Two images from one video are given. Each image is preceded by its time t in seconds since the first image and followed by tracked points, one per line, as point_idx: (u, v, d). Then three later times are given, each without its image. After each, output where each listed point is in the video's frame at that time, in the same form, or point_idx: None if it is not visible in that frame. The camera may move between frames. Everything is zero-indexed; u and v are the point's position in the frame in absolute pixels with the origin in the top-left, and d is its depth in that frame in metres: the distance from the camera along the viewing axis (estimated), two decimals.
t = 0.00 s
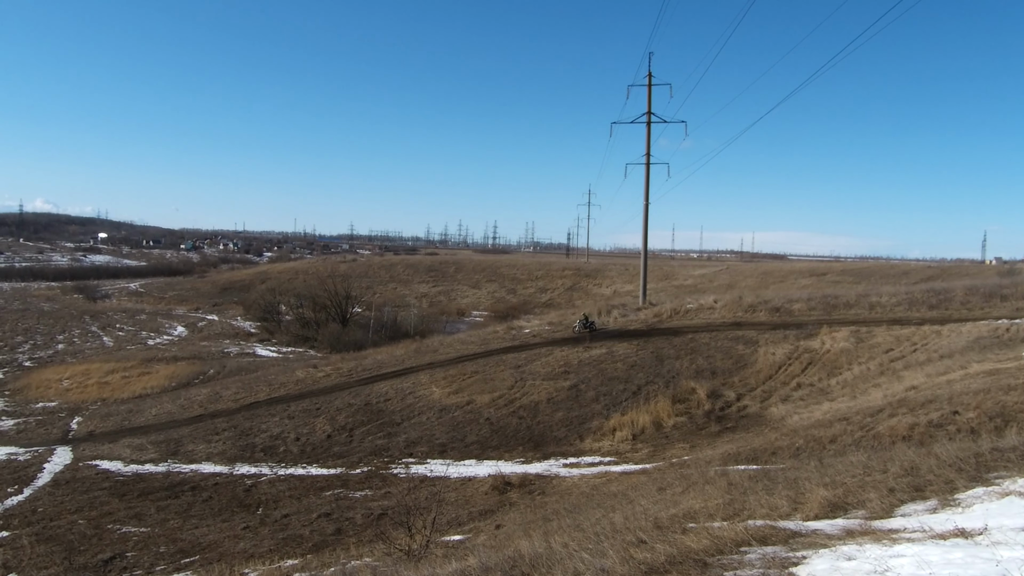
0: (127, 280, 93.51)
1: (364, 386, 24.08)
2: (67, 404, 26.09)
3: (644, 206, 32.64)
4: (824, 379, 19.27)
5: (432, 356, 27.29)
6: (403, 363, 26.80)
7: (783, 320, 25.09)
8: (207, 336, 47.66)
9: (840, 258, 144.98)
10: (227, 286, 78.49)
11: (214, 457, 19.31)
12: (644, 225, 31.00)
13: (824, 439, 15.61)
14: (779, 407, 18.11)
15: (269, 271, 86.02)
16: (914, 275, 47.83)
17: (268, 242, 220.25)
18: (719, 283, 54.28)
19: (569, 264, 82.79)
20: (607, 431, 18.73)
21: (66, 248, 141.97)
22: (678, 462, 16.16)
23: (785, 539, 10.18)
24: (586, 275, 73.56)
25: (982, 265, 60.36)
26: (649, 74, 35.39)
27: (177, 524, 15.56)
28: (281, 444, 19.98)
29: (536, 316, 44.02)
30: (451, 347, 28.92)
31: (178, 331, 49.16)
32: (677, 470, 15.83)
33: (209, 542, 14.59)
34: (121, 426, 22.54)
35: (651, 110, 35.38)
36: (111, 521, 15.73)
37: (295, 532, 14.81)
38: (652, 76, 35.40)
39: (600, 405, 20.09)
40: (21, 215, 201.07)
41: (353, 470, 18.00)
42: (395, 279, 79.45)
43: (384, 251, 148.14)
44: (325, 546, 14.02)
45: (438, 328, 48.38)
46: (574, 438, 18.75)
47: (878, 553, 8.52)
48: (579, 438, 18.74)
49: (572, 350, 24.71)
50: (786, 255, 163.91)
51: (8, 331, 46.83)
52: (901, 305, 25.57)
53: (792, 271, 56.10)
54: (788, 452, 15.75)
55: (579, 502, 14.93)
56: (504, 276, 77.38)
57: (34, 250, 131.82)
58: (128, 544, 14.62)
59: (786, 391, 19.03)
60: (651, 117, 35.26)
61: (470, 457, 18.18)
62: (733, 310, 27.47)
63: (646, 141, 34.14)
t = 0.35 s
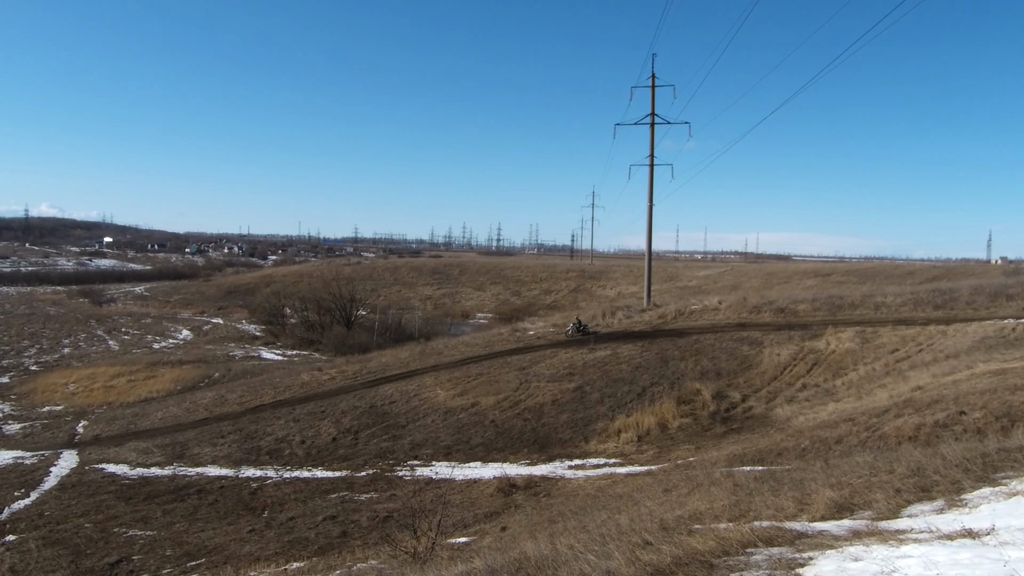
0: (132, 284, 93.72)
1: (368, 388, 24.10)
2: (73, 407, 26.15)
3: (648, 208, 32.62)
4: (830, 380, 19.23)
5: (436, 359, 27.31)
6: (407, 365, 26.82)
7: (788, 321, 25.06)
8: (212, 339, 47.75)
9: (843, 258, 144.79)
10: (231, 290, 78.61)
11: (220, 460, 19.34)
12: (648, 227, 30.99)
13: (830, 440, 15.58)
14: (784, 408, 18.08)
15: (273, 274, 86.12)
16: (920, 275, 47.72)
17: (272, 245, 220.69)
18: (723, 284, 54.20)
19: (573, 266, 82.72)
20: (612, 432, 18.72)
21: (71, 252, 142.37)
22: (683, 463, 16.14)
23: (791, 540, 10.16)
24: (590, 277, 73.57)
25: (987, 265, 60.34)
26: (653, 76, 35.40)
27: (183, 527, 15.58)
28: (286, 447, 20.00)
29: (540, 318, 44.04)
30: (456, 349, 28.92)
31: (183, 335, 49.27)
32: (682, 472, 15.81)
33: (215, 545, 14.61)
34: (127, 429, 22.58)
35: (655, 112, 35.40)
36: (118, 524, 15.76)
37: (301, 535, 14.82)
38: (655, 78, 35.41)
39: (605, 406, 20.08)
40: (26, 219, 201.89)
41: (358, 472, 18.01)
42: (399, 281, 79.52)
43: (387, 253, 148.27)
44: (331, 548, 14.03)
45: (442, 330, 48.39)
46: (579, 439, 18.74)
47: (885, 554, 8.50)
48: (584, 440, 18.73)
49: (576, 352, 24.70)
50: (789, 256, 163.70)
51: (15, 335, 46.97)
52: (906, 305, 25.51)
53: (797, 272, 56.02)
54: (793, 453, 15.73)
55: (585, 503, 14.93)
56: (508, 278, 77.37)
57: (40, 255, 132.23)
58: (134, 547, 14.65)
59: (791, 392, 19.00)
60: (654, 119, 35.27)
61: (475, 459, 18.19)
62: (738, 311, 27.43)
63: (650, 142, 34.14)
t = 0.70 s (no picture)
0: (136, 286, 93.81)
1: (372, 390, 24.13)
2: (78, 409, 26.21)
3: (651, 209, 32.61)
4: (834, 381, 19.20)
5: (440, 360, 27.33)
6: (411, 367, 26.82)
7: (792, 322, 25.02)
8: (216, 341, 47.84)
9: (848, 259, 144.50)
10: (235, 291, 78.77)
11: (224, 461, 19.37)
12: (652, 228, 30.97)
13: (834, 442, 15.56)
14: (788, 410, 18.06)
15: (277, 276, 86.26)
16: (925, 277, 47.59)
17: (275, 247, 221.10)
18: (727, 286, 54.14)
19: (577, 267, 82.65)
20: (616, 434, 18.71)
21: (76, 254, 142.84)
22: (687, 465, 16.13)
23: (796, 542, 10.16)
24: (594, 279, 73.55)
25: (992, 266, 60.21)
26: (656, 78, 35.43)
27: (187, 529, 15.60)
28: (290, 448, 20.02)
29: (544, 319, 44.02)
30: (459, 351, 28.93)
31: (187, 337, 49.32)
32: (686, 473, 15.80)
33: (219, 546, 14.64)
34: (132, 431, 22.63)
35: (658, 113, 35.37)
36: (122, 525, 15.80)
37: (305, 536, 14.83)
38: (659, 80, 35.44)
39: (609, 408, 20.07)
40: (31, 221, 202.64)
41: (362, 474, 18.02)
42: (403, 283, 79.59)
43: (390, 255, 148.38)
44: (335, 550, 14.05)
45: (446, 332, 48.41)
46: (583, 441, 18.73)
47: (890, 556, 8.49)
48: (588, 441, 18.73)
49: (580, 354, 24.69)
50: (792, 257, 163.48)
51: (20, 337, 47.12)
52: (911, 306, 25.46)
53: (801, 273, 55.91)
54: (798, 454, 15.71)
55: (588, 505, 14.93)
56: (512, 280, 77.39)
57: (45, 256, 132.69)
58: (139, 548, 14.68)
59: (795, 394, 18.97)
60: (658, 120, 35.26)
61: (478, 461, 18.18)
62: (742, 312, 27.41)
63: (654, 144, 34.15)
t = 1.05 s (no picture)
0: (140, 289, 93.98)
1: (375, 393, 24.12)
2: (82, 412, 26.23)
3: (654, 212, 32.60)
4: (838, 385, 19.14)
5: (443, 363, 27.34)
6: (414, 370, 26.82)
7: (796, 325, 24.99)
8: (220, 344, 47.87)
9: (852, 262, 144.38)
10: (239, 294, 78.88)
11: (227, 464, 19.37)
12: (656, 231, 30.95)
13: (839, 445, 15.50)
14: (792, 414, 18.02)
15: (280, 279, 86.32)
16: (929, 279, 47.47)
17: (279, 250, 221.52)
18: (730, 289, 54.10)
19: (580, 270, 82.65)
20: (619, 437, 18.68)
21: (80, 257, 143.26)
22: (691, 469, 16.09)
23: (800, 546, 10.13)
24: (597, 282, 73.50)
25: (996, 270, 60.09)
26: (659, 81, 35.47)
27: (191, 532, 15.61)
28: (294, 452, 20.02)
29: (547, 322, 44.03)
30: (462, 354, 28.93)
31: (191, 340, 49.35)
32: (690, 477, 15.77)
33: (223, 549, 14.64)
34: (135, 434, 22.64)
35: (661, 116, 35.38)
36: (126, 529, 15.81)
37: (308, 540, 14.82)
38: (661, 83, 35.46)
39: (613, 411, 20.04)
40: (35, 224, 203.28)
41: (365, 477, 18.00)
42: (407, 286, 79.63)
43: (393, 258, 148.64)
44: (338, 553, 14.04)
45: (449, 335, 48.41)
46: (586, 444, 18.70)
47: (895, 560, 8.45)
48: (591, 444, 18.70)
49: (583, 357, 24.67)
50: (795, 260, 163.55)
51: (24, 340, 47.18)
52: (915, 309, 25.40)
53: (805, 276, 55.80)
54: (802, 458, 15.67)
55: (592, 509, 14.90)
56: (515, 283, 77.41)
57: (49, 260, 133.07)
58: (142, 552, 14.68)
59: (799, 397, 18.93)
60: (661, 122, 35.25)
61: (482, 464, 18.16)
62: (746, 315, 27.37)
63: (657, 147, 34.14)
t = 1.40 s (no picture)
0: (156, 292, 94.69)
1: (388, 396, 24.16)
2: (98, 414, 26.44)
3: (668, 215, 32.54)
4: (853, 389, 19.00)
5: (456, 366, 27.36)
6: (427, 373, 26.86)
7: (811, 329, 24.85)
8: (234, 346, 48.14)
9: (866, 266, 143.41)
10: (253, 297, 79.35)
11: (241, 466, 19.46)
12: (669, 234, 30.88)
13: (854, 450, 15.39)
14: (807, 418, 17.90)
15: (294, 282, 86.71)
16: (945, 283, 47.09)
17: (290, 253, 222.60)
18: (744, 292, 53.96)
19: (592, 273, 82.52)
20: (632, 441, 18.62)
21: (96, 260, 144.76)
22: (705, 473, 16.02)
23: (816, 551, 10.05)
24: (609, 285, 73.37)
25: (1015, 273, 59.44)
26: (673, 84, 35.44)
27: (205, 533, 15.68)
28: (307, 454, 20.08)
29: (559, 325, 44.02)
30: (475, 357, 28.96)
31: (205, 342, 49.67)
32: (704, 481, 15.69)
33: (237, 551, 14.70)
34: (150, 436, 22.79)
35: (675, 119, 35.37)
36: (141, 530, 15.90)
37: (322, 542, 14.85)
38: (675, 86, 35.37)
39: (626, 415, 19.98)
40: (51, 227, 205.40)
41: (378, 480, 18.02)
42: (419, 289, 79.81)
43: (406, 261, 148.99)
44: (351, 555, 14.06)
45: (462, 338, 48.46)
46: (600, 448, 18.66)
47: (912, 566, 8.36)
48: (605, 448, 18.65)
49: (596, 360, 24.63)
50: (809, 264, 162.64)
51: (41, 342, 47.63)
52: (932, 313, 25.19)
53: (819, 279, 55.45)
54: (817, 462, 15.57)
55: (605, 513, 14.85)
56: (527, 286, 77.39)
57: (66, 263, 134.31)
58: (157, 553, 14.76)
59: (814, 401, 18.80)
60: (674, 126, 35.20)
61: (495, 467, 18.15)
62: (760, 319, 27.26)
63: (670, 150, 34.09)
